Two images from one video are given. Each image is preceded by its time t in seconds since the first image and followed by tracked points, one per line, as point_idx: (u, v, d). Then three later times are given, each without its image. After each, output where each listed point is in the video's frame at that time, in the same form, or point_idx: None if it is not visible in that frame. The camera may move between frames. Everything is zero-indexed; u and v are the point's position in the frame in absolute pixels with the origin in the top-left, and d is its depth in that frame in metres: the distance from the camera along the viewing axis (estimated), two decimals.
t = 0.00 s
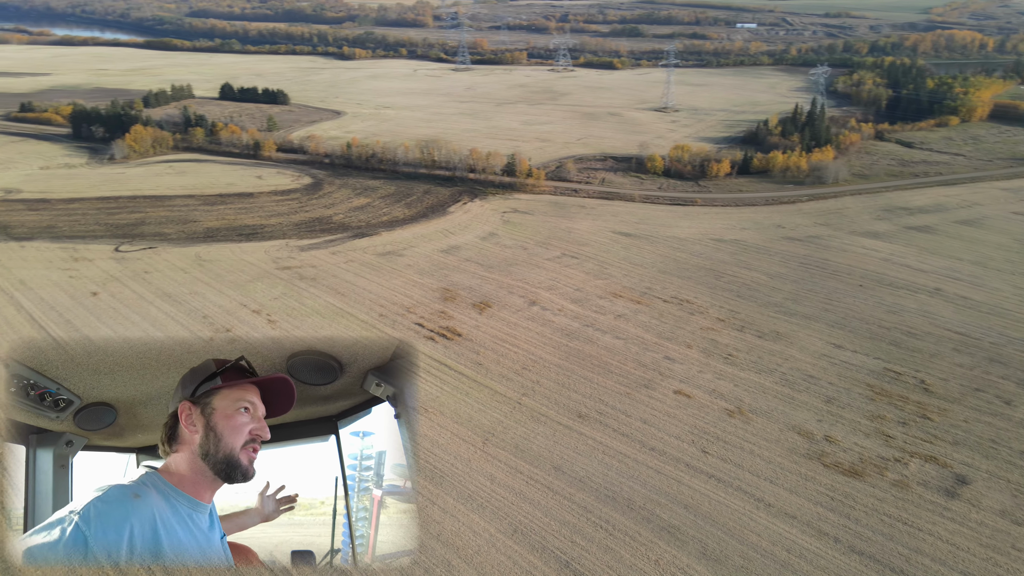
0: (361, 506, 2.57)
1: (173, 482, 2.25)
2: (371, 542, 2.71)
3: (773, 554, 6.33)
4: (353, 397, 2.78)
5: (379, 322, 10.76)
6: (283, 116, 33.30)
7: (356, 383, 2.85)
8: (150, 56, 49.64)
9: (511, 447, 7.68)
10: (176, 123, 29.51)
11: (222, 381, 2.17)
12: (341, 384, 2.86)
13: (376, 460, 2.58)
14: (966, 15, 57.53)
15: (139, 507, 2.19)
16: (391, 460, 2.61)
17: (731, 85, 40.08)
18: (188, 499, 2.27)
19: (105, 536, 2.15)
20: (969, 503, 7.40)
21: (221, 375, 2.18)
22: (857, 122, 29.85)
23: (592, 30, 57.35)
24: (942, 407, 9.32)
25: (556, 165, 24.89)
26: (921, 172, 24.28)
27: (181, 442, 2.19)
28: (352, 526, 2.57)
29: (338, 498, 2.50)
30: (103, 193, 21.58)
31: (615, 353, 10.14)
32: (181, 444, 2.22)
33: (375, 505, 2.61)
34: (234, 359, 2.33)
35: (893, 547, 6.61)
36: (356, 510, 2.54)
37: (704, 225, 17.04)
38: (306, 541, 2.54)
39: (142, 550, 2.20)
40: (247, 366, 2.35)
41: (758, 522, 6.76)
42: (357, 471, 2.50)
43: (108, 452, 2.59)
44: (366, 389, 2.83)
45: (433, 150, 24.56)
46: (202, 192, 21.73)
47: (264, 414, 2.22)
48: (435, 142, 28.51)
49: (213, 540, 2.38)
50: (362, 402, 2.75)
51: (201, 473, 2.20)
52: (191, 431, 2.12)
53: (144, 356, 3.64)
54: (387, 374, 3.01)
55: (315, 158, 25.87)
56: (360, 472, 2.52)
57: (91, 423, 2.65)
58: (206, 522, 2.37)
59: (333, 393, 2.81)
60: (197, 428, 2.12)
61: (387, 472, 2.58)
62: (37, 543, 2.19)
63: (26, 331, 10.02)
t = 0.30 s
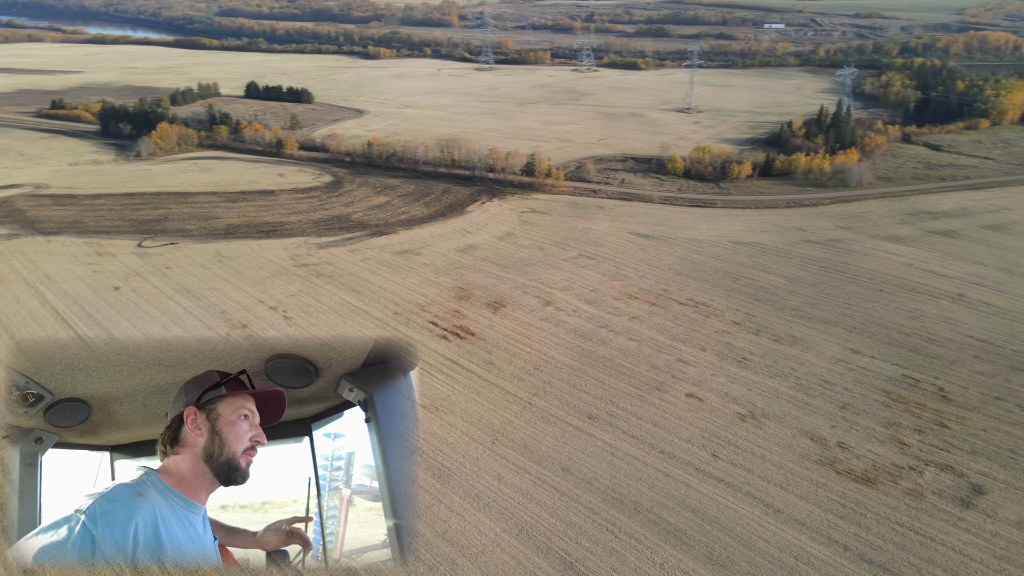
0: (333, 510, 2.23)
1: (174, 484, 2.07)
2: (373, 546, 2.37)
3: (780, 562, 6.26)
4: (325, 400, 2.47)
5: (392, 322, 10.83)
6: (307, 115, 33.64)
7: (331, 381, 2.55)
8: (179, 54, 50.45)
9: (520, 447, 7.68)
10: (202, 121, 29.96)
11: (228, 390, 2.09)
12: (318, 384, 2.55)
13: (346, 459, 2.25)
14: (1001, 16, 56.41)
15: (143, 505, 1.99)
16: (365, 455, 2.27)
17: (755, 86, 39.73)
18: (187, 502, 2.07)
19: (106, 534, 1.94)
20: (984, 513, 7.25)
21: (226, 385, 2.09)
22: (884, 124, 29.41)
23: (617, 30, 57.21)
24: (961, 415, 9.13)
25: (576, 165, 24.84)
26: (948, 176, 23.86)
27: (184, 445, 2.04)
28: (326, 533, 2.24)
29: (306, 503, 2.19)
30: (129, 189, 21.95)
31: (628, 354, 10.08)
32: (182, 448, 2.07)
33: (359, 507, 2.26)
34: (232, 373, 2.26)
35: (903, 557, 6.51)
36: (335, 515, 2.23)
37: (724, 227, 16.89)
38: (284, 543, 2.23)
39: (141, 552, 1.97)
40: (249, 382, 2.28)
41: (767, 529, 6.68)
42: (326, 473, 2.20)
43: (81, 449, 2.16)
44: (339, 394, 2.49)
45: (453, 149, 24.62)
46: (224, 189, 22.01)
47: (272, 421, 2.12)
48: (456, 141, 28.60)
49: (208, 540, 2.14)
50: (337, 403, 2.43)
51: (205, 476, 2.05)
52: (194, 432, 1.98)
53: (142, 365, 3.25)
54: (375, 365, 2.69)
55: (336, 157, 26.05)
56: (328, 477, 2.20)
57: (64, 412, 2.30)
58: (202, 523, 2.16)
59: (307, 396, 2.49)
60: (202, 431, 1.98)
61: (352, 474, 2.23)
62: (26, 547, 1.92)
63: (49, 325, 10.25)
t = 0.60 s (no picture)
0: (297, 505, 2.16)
1: (161, 479, 2.07)
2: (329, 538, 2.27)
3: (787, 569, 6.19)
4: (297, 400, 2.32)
5: (407, 321, 10.88)
6: (330, 113, 33.91)
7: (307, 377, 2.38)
8: (208, 52, 51.13)
9: (529, 447, 7.68)
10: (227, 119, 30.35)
11: (212, 390, 2.15)
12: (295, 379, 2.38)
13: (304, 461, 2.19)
14: None
15: (132, 496, 2.01)
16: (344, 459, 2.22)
17: (781, 88, 39.29)
18: (176, 496, 2.09)
19: (96, 530, 1.97)
20: (1001, 523, 7.08)
21: (211, 386, 2.16)
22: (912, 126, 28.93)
23: (643, 30, 56.90)
24: (980, 424, 8.94)
25: (597, 166, 24.77)
26: (976, 180, 23.42)
27: (170, 442, 2.05)
28: (286, 529, 2.18)
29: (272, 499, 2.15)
30: (154, 185, 22.32)
31: (642, 356, 10.03)
32: (167, 445, 2.06)
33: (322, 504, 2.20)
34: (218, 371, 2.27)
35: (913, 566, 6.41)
36: (298, 512, 2.17)
37: (744, 229, 16.73)
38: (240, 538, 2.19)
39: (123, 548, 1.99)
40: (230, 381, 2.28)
41: (776, 535, 6.60)
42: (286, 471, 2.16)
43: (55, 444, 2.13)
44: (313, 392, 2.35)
45: (474, 148, 24.66)
46: (247, 186, 22.27)
47: (251, 419, 2.12)
48: (478, 140, 28.66)
49: (192, 536, 2.12)
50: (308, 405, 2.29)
51: (192, 470, 2.06)
52: (182, 425, 2.01)
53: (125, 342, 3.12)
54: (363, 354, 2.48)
55: (357, 155, 26.21)
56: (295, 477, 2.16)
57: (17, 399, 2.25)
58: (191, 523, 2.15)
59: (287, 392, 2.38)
60: (190, 427, 2.01)
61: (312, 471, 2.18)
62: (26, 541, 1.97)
63: (74, 320, 10.53)
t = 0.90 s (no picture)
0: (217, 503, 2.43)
1: (104, 478, 2.38)
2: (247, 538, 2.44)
3: None
4: (238, 401, 2.53)
5: (421, 320, 10.93)
6: (354, 112, 34.16)
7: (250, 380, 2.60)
8: (236, 51, 51.75)
9: (538, 447, 7.68)
10: (253, 117, 30.69)
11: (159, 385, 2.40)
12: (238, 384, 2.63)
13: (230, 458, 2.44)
14: None
15: (70, 494, 2.34)
16: (272, 464, 2.41)
17: (808, 89, 38.82)
18: (115, 496, 2.40)
19: (35, 534, 2.36)
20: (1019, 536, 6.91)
21: (158, 380, 2.40)
22: (941, 129, 28.41)
23: (669, 31, 56.54)
24: (1000, 433, 8.75)
25: (618, 166, 24.68)
26: (1006, 184, 22.93)
27: (116, 438, 2.34)
28: (208, 527, 2.45)
29: (196, 499, 2.44)
30: (179, 181, 22.64)
31: (656, 358, 9.96)
32: (112, 441, 2.35)
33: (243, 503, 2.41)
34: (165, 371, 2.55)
35: None
36: (221, 510, 2.41)
37: (765, 231, 16.58)
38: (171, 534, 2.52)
39: (71, 550, 2.41)
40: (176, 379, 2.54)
41: (783, 542, 6.54)
42: (214, 470, 2.43)
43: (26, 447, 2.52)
44: (253, 398, 2.51)
45: (494, 148, 24.68)
46: (269, 183, 22.52)
47: (198, 417, 2.37)
48: (499, 140, 28.71)
49: (137, 536, 2.46)
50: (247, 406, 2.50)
51: (136, 466, 2.35)
52: (124, 422, 2.29)
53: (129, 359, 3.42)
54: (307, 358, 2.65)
55: (378, 154, 26.36)
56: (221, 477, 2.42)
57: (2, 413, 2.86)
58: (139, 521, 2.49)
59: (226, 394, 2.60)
60: (136, 423, 2.29)
61: (239, 471, 2.42)
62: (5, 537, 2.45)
63: (96, 314, 10.76)
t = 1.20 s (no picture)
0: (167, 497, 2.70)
1: (57, 479, 2.65)
2: (196, 533, 2.68)
3: None
4: (205, 403, 2.79)
5: (435, 319, 10.99)
6: (379, 110, 34.40)
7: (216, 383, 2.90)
8: (265, 49, 52.38)
9: (548, 448, 7.70)
10: (278, 114, 31.06)
11: (112, 383, 2.60)
12: (206, 388, 2.90)
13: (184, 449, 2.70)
14: None
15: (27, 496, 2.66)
16: (224, 466, 2.64)
17: (837, 90, 38.30)
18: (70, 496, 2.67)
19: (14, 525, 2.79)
20: None
21: (110, 379, 2.61)
22: (973, 132, 27.84)
23: (697, 31, 56.12)
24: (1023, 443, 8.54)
25: (639, 167, 24.59)
26: None
27: (69, 439, 2.57)
28: (159, 522, 2.70)
29: (148, 491, 2.70)
30: (204, 178, 22.96)
31: (670, 361, 9.90)
32: (64, 443, 2.60)
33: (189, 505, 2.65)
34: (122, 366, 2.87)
35: None
36: (172, 506, 2.66)
37: (786, 234, 16.41)
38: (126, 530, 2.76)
39: (35, 549, 2.79)
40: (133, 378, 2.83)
41: (791, 547, 6.47)
42: (165, 466, 2.68)
43: None
44: (223, 400, 2.71)
45: (515, 147, 24.70)
46: (292, 181, 22.77)
47: (155, 416, 2.63)
48: (521, 139, 28.74)
49: (95, 540, 2.72)
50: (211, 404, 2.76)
51: (88, 468, 2.59)
52: (75, 427, 2.52)
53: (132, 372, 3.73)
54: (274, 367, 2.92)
55: (401, 152, 26.50)
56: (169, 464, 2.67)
57: None
58: (92, 525, 2.74)
59: (191, 398, 2.87)
60: (88, 424, 2.51)
61: (190, 469, 2.65)
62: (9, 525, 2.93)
63: (119, 308, 10.99)
